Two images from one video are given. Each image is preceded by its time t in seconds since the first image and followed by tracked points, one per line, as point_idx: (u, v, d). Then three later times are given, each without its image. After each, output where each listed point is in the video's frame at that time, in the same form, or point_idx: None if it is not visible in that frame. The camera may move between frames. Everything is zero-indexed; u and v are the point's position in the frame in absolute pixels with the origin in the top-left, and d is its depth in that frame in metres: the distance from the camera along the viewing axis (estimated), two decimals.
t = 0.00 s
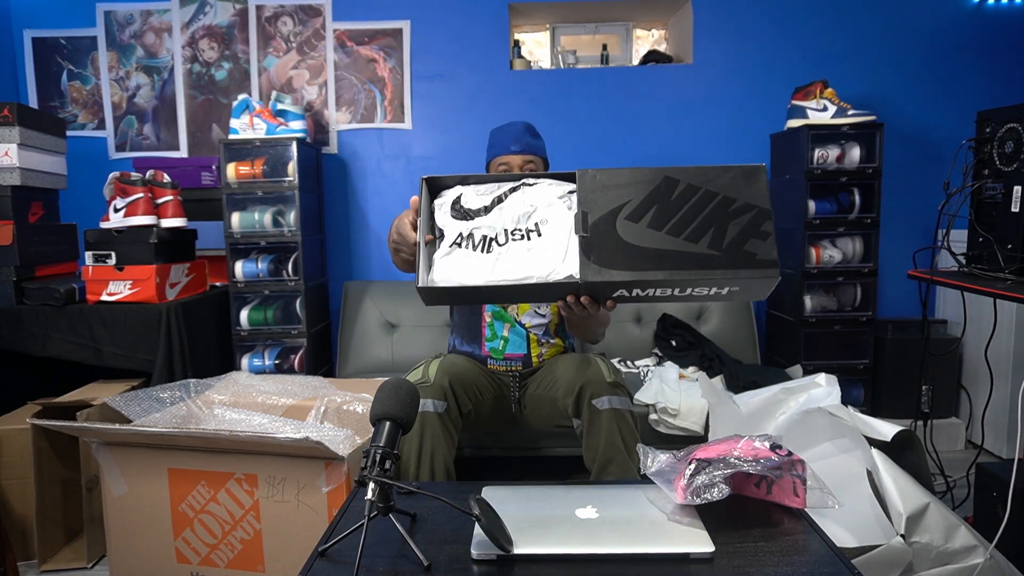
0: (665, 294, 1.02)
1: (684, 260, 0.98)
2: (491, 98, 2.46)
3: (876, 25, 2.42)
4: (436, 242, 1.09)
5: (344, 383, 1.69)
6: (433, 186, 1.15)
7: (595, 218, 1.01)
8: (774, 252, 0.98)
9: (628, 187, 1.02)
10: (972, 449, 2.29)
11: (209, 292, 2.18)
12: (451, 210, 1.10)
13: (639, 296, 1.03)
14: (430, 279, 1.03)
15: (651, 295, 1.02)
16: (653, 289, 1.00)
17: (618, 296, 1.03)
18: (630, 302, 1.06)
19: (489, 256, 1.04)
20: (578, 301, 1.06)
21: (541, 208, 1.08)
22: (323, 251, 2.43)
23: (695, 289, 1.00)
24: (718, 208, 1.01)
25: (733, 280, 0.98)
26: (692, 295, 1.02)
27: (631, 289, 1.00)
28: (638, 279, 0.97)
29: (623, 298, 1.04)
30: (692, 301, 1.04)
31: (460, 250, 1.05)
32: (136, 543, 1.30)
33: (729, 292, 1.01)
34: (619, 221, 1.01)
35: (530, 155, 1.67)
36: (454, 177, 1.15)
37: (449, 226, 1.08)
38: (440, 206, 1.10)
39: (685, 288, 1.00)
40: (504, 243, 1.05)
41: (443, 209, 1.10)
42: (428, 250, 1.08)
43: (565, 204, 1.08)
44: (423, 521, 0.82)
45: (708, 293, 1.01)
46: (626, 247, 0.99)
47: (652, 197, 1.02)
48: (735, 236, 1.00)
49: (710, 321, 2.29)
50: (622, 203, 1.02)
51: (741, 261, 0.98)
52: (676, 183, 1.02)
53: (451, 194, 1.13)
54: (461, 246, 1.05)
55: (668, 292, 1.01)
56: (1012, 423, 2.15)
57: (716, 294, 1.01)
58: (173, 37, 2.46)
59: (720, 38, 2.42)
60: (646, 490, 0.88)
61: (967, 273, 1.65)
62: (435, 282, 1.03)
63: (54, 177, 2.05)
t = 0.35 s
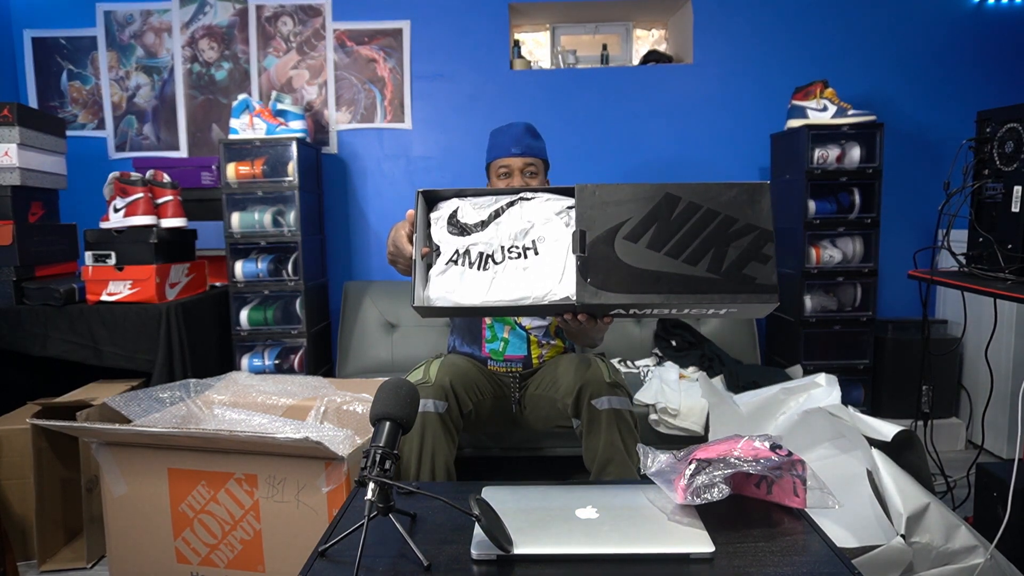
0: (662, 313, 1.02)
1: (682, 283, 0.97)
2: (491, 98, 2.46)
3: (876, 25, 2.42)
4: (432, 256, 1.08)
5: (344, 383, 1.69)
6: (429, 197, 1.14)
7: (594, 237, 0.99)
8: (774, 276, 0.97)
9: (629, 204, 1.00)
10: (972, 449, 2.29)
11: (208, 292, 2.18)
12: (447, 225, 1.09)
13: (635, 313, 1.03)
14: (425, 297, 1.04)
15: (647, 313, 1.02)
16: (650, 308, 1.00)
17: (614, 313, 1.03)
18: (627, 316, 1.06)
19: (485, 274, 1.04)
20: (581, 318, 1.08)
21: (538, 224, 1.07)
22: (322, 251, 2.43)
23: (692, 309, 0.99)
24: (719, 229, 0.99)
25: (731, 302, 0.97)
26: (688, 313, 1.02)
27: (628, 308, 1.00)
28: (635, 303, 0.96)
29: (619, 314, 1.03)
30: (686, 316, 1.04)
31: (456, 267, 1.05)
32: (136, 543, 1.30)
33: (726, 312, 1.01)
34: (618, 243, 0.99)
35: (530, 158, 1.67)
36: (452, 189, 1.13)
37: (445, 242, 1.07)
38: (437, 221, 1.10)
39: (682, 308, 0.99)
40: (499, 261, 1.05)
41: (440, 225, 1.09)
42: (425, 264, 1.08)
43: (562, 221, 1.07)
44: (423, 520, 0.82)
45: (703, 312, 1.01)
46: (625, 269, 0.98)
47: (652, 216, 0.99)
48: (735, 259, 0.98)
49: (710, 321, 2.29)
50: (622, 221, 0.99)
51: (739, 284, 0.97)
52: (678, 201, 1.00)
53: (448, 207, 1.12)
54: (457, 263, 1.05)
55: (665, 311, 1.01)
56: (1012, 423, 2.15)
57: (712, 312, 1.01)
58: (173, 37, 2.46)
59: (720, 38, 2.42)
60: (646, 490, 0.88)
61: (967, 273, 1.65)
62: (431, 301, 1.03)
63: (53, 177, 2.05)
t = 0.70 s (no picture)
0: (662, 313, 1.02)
1: (682, 284, 0.97)
2: (491, 98, 2.46)
3: (876, 25, 2.42)
4: (432, 258, 1.08)
5: (344, 383, 1.69)
6: (429, 200, 1.14)
7: (593, 240, 0.99)
8: (774, 277, 0.97)
9: (628, 205, 1.00)
10: (972, 449, 2.29)
11: (209, 292, 2.18)
12: (447, 228, 1.09)
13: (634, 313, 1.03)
14: (426, 300, 1.04)
15: (647, 313, 1.02)
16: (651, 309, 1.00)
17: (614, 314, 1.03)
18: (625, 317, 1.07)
19: (485, 277, 1.04)
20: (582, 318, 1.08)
21: (537, 226, 1.07)
22: (323, 251, 2.43)
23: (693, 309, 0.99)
24: (719, 230, 0.99)
25: (731, 303, 0.97)
26: (689, 313, 1.02)
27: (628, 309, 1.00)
28: (636, 304, 0.97)
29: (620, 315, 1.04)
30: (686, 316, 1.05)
31: (455, 270, 1.05)
32: (136, 543, 1.30)
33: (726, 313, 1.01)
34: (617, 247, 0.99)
35: (531, 158, 1.67)
36: (451, 192, 1.13)
37: (444, 245, 1.07)
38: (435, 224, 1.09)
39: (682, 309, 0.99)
40: (499, 263, 1.05)
41: (439, 227, 1.09)
42: (425, 267, 1.07)
43: (562, 223, 1.07)
44: (423, 520, 0.82)
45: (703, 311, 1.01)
46: (624, 271, 0.98)
47: (652, 217, 0.99)
48: (736, 260, 0.98)
49: (710, 321, 2.29)
50: (622, 223, 0.99)
51: (739, 286, 0.97)
52: (678, 202, 0.99)
53: (447, 209, 1.12)
54: (458, 266, 1.05)
55: (666, 312, 1.01)
56: (1012, 423, 2.15)
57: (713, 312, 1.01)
58: (173, 37, 2.46)
59: (720, 38, 2.42)
60: (646, 490, 0.88)
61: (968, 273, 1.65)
62: (431, 304, 1.03)
63: (54, 177, 2.05)
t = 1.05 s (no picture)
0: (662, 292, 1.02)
1: (677, 258, 0.98)
2: (491, 98, 2.46)
3: (876, 24, 2.42)
4: (436, 250, 1.10)
5: (344, 383, 1.69)
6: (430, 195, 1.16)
7: (588, 221, 1.00)
8: (764, 246, 0.98)
9: (620, 188, 1.02)
10: (972, 449, 2.29)
11: (209, 292, 2.18)
12: (448, 219, 1.11)
13: (633, 294, 1.03)
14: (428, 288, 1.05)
15: (646, 293, 1.02)
16: (650, 286, 1.00)
17: (613, 296, 1.03)
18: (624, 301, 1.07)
19: (485, 262, 1.04)
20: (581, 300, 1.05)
21: (535, 212, 1.08)
22: (323, 251, 2.43)
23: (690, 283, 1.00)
24: (708, 206, 1.00)
25: (726, 271, 0.98)
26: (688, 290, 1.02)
27: (626, 288, 1.00)
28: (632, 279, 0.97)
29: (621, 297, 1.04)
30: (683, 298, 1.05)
31: (455, 258, 1.06)
32: (136, 543, 1.30)
33: (723, 286, 1.01)
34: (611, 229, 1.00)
35: (532, 154, 1.67)
36: (451, 186, 1.15)
37: (445, 235, 1.09)
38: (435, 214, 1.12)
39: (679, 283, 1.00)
40: (499, 248, 1.05)
41: (440, 217, 1.11)
42: (428, 258, 1.09)
43: (558, 208, 1.08)
44: (423, 521, 0.82)
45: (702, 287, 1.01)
46: (620, 248, 0.99)
47: (643, 197, 1.01)
48: (726, 232, 0.99)
49: (710, 321, 2.29)
50: (614, 204, 1.01)
51: (732, 256, 0.98)
52: (667, 182, 1.01)
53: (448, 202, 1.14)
54: (459, 254, 1.06)
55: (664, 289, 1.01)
56: (1012, 423, 2.15)
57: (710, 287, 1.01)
58: (174, 37, 2.46)
59: (720, 38, 2.42)
60: (646, 490, 0.88)
61: (968, 273, 1.65)
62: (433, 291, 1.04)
63: (54, 177, 2.05)
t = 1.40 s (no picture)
0: (638, 280, 1.12)
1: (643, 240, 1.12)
2: (491, 99, 2.46)
3: (876, 24, 2.42)
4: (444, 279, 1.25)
5: (344, 383, 1.69)
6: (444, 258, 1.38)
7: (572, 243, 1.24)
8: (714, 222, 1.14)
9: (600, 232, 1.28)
10: (972, 449, 2.29)
11: (209, 292, 2.18)
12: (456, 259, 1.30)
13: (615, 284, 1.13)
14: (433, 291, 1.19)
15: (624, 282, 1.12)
16: (624, 270, 1.11)
17: (597, 289, 1.13)
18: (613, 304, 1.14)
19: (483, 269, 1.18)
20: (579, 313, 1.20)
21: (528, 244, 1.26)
22: (323, 251, 2.43)
23: (659, 263, 1.11)
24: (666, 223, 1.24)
25: (685, 242, 1.10)
26: (662, 277, 1.11)
27: (602, 271, 1.12)
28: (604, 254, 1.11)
29: (601, 290, 1.13)
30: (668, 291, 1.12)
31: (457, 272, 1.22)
32: (136, 543, 1.30)
33: (691, 261, 1.11)
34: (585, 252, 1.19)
35: (536, 158, 1.67)
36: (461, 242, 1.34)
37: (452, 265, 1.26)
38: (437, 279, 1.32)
39: (650, 265, 1.11)
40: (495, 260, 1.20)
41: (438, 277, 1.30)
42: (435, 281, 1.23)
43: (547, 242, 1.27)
44: (423, 521, 0.82)
45: (673, 268, 1.11)
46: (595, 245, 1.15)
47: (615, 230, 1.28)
48: (680, 224, 1.17)
49: (710, 321, 2.29)
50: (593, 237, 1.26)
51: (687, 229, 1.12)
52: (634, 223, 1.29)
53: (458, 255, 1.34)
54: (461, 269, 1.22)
55: (639, 273, 1.11)
56: (1012, 423, 2.15)
57: (681, 265, 1.10)
58: (173, 36, 2.46)
59: (720, 38, 2.42)
60: (646, 490, 0.88)
61: (968, 273, 1.65)
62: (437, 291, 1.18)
63: (54, 177, 2.05)
